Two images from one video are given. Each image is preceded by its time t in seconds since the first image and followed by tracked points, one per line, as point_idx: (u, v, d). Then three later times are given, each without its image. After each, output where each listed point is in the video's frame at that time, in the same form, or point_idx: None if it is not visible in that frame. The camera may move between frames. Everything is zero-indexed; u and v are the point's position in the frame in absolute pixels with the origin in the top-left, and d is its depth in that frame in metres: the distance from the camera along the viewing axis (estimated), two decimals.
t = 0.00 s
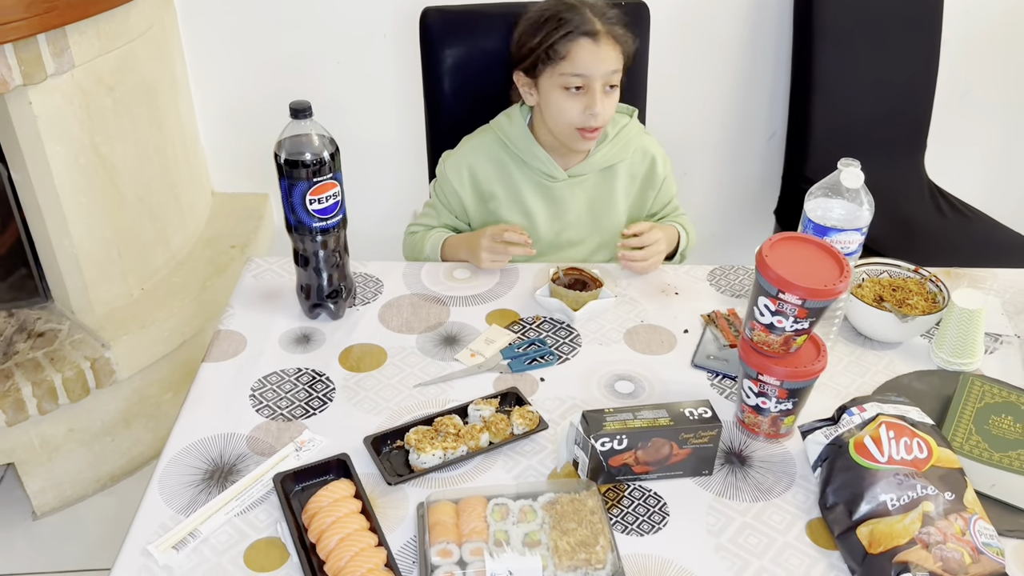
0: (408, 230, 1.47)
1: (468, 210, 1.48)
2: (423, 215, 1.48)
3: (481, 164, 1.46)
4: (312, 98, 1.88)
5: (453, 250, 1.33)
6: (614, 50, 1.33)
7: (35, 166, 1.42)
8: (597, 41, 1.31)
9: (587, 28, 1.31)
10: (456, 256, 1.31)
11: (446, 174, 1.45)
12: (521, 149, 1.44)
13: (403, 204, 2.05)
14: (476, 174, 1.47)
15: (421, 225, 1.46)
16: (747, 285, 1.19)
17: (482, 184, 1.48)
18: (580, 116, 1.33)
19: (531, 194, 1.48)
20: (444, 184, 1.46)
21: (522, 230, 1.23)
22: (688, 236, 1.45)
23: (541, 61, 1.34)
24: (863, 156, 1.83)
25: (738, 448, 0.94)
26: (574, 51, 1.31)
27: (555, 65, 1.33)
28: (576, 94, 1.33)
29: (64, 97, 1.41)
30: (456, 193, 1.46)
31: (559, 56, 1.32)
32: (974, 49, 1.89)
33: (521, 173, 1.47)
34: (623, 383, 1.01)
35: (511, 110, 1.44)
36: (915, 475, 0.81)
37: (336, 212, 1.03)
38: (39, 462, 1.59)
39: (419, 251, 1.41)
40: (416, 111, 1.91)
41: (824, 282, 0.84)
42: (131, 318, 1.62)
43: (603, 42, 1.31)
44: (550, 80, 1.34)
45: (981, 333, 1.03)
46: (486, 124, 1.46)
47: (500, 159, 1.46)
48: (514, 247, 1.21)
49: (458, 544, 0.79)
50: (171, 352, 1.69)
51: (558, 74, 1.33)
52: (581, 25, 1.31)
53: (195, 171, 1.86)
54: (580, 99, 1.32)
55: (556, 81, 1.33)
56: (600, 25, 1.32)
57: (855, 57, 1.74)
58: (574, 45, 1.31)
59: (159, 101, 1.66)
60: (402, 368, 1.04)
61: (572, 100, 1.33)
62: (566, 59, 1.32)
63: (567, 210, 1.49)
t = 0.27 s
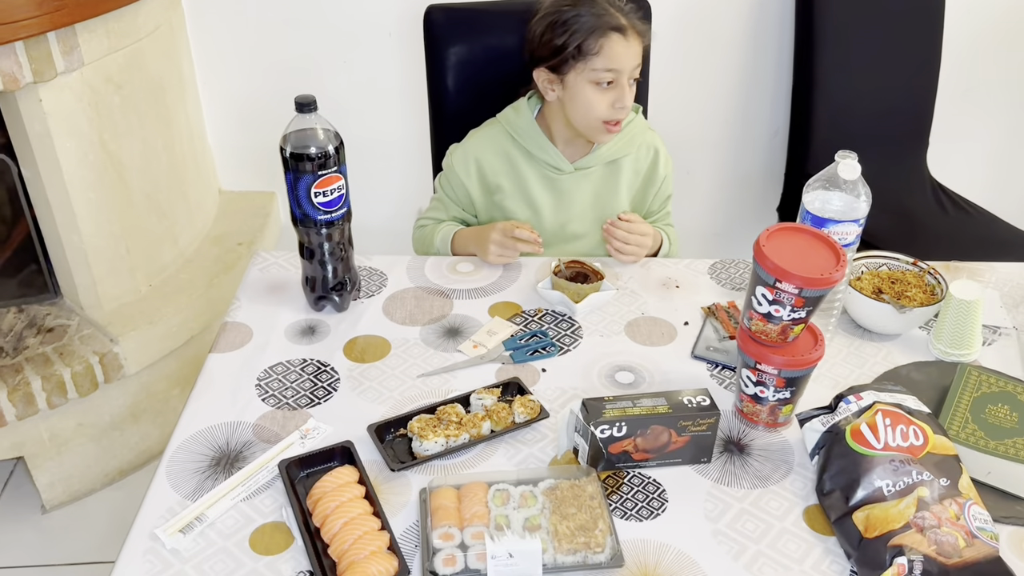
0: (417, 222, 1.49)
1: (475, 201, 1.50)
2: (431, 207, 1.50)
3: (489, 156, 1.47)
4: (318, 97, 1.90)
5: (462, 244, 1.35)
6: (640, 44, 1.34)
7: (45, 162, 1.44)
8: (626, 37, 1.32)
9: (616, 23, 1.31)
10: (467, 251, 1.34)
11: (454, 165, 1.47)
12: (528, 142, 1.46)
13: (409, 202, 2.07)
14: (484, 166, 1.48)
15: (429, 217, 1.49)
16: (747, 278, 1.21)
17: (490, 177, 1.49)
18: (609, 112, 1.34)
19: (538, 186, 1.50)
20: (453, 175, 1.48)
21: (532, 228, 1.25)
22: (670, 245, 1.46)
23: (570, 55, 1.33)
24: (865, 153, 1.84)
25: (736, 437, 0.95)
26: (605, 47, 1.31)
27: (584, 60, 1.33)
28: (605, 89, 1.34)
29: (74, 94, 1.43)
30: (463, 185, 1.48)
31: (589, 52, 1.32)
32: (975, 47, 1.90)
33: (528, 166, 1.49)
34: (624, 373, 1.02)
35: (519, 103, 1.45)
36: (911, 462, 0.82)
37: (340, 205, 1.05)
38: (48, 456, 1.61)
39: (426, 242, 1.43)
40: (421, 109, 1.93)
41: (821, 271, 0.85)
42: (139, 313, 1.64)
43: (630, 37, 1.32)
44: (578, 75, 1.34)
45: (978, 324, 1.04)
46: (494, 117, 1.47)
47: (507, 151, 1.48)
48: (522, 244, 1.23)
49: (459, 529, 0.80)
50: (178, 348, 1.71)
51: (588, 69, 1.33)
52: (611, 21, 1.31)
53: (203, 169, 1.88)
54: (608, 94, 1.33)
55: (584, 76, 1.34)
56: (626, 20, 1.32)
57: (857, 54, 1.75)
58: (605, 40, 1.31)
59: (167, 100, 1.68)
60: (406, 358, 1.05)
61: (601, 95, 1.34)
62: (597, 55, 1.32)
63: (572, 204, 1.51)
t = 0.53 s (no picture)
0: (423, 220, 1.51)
1: (481, 200, 1.52)
2: (437, 206, 1.52)
3: (495, 155, 1.49)
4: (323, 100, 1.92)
5: (468, 242, 1.37)
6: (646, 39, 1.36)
7: (53, 164, 1.46)
8: (633, 33, 1.34)
9: (622, 21, 1.33)
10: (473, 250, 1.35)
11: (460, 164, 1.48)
12: (534, 142, 1.48)
13: (412, 203, 2.09)
14: (490, 166, 1.49)
15: (436, 216, 1.51)
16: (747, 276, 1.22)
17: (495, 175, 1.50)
18: (619, 108, 1.36)
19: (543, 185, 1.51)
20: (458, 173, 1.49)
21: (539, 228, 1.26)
22: (674, 244, 1.47)
23: (579, 52, 1.35)
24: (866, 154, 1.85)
25: (735, 432, 0.96)
26: (613, 44, 1.33)
27: (592, 58, 1.35)
28: (614, 85, 1.36)
29: (81, 96, 1.45)
30: (470, 184, 1.50)
31: (598, 50, 1.34)
32: (976, 49, 1.91)
33: (534, 164, 1.50)
34: (623, 370, 1.04)
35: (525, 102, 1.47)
36: (905, 455, 0.83)
37: (344, 204, 1.07)
38: (55, 454, 1.63)
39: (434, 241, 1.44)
40: (425, 112, 1.94)
41: (817, 268, 0.86)
42: (146, 313, 1.66)
43: (637, 33, 1.34)
44: (587, 72, 1.36)
45: (975, 321, 1.05)
46: (500, 116, 1.49)
47: (513, 150, 1.50)
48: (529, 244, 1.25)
49: (460, 521, 0.81)
50: (184, 348, 1.72)
51: (597, 67, 1.35)
52: (618, 19, 1.32)
53: (208, 171, 1.90)
54: (618, 90, 1.36)
55: (593, 73, 1.36)
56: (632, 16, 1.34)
57: (858, 56, 1.76)
58: (613, 38, 1.33)
59: (173, 102, 1.70)
60: (408, 355, 1.06)
61: (610, 91, 1.36)
62: (605, 52, 1.34)
63: (578, 203, 1.52)
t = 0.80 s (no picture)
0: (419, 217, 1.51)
1: (481, 199, 1.52)
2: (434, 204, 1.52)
3: (495, 154, 1.50)
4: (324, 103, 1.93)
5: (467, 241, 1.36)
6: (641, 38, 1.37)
7: (57, 166, 1.47)
8: (628, 32, 1.35)
9: (616, 20, 1.34)
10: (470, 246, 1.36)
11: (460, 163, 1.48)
12: (534, 142, 1.49)
13: (413, 206, 2.10)
14: (491, 165, 1.50)
15: (431, 213, 1.50)
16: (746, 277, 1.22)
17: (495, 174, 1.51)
18: (619, 107, 1.37)
19: (544, 184, 1.52)
20: (458, 173, 1.49)
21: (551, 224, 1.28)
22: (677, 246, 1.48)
23: (575, 54, 1.36)
24: (866, 156, 1.85)
25: (733, 432, 0.97)
26: (609, 44, 1.34)
27: (589, 59, 1.36)
28: (612, 84, 1.37)
29: (85, 100, 1.46)
30: (470, 183, 1.50)
31: (594, 50, 1.35)
32: (975, 52, 1.91)
33: (534, 164, 1.51)
34: (622, 370, 1.04)
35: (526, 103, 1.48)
36: (901, 454, 0.83)
37: (344, 206, 1.08)
38: (58, 456, 1.64)
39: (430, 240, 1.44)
40: (426, 114, 1.95)
41: (814, 268, 0.87)
42: (148, 315, 1.67)
43: (632, 32, 1.35)
44: (584, 74, 1.37)
45: (972, 322, 1.05)
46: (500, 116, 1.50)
47: (513, 150, 1.50)
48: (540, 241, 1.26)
49: (458, 520, 0.82)
50: (186, 350, 1.73)
51: (594, 67, 1.36)
52: (612, 18, 1.34)
53: (211, 174, 1.91)
54: (616, 89, 1.37)
55: (591, 74, 1.37)
56: (626, 15, 1.35)
57: (857, 59, 1.77)
58: (608, 38, 1.34)
59: (176, 105, 1.71)
60: (408, 356, 1.07)
61: (608, 92, 1.37)
62: (601, 53, 1.35)
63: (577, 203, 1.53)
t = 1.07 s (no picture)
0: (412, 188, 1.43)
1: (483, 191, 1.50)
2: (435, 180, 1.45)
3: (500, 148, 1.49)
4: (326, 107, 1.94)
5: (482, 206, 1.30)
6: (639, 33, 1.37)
7: (59, 170, 1.48)
8: (625, 26, 1.35)
9: (612, 16, 1.34)
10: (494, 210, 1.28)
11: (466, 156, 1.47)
12: (540, 135, 1.48)
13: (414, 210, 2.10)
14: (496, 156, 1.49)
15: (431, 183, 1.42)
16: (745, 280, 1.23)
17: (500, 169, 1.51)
18: (621, 101, 1.36)
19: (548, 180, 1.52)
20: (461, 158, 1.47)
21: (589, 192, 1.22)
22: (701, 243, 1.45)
23: (573, 51, 1.36)
24: (867, 159, 1.86)
25: (732, 435, 0.97)
26: (606, 39, 1.34)
27: (588, 55, 1.35)
28: (613, 79, 1.36)
29: (87, 103, 1.47)
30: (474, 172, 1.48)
31: (592, 46, 1.35)
32: (976, 56, 1.92)
33: (539, 159, 1.51)
34: (622, 373, 1.04)
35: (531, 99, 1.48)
36: (901, 457, 0.83)
37: (345, 209, 1.08)
38: (61, 458, 1.64)
39: (432, 209, 1.35)
40: (428, 118, 1.96)
41: (812, 271, 0.87)
42: (150, 318, 1.67)
43: (629, 27, 1.35)
44: (584, 71, 1.37)
45: (971, 325, 1.06)
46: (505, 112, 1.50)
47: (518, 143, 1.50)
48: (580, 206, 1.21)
49: (458, 522, 0.82)
50: (188, 352, 1.74)
51: (593, 63, 1.35)
52: (607, 13, 1.34)
53: (213, 177, 1.91)
54: (617, 84, 1.36)
55: (590, 70, 1.36)
56: (621, 12, 1.36)
57: (858, 62, 1.77)
58: (605, 33, 1.34)
59: (178, 109, 1.71)
60: (408, 358, 1.07)
61: (610, 86, 1.36)
62: (599, 48, 1.34)
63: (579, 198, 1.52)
